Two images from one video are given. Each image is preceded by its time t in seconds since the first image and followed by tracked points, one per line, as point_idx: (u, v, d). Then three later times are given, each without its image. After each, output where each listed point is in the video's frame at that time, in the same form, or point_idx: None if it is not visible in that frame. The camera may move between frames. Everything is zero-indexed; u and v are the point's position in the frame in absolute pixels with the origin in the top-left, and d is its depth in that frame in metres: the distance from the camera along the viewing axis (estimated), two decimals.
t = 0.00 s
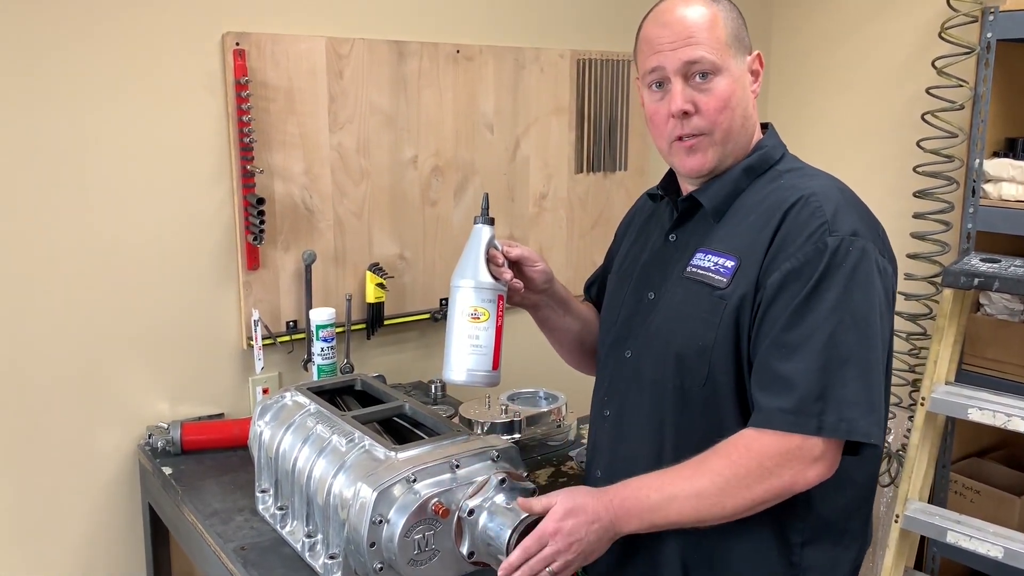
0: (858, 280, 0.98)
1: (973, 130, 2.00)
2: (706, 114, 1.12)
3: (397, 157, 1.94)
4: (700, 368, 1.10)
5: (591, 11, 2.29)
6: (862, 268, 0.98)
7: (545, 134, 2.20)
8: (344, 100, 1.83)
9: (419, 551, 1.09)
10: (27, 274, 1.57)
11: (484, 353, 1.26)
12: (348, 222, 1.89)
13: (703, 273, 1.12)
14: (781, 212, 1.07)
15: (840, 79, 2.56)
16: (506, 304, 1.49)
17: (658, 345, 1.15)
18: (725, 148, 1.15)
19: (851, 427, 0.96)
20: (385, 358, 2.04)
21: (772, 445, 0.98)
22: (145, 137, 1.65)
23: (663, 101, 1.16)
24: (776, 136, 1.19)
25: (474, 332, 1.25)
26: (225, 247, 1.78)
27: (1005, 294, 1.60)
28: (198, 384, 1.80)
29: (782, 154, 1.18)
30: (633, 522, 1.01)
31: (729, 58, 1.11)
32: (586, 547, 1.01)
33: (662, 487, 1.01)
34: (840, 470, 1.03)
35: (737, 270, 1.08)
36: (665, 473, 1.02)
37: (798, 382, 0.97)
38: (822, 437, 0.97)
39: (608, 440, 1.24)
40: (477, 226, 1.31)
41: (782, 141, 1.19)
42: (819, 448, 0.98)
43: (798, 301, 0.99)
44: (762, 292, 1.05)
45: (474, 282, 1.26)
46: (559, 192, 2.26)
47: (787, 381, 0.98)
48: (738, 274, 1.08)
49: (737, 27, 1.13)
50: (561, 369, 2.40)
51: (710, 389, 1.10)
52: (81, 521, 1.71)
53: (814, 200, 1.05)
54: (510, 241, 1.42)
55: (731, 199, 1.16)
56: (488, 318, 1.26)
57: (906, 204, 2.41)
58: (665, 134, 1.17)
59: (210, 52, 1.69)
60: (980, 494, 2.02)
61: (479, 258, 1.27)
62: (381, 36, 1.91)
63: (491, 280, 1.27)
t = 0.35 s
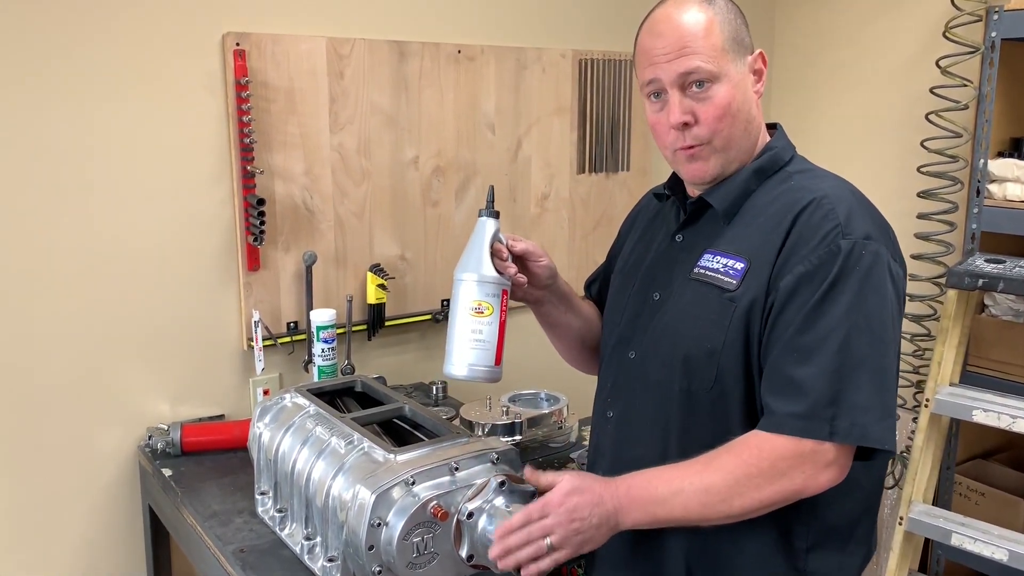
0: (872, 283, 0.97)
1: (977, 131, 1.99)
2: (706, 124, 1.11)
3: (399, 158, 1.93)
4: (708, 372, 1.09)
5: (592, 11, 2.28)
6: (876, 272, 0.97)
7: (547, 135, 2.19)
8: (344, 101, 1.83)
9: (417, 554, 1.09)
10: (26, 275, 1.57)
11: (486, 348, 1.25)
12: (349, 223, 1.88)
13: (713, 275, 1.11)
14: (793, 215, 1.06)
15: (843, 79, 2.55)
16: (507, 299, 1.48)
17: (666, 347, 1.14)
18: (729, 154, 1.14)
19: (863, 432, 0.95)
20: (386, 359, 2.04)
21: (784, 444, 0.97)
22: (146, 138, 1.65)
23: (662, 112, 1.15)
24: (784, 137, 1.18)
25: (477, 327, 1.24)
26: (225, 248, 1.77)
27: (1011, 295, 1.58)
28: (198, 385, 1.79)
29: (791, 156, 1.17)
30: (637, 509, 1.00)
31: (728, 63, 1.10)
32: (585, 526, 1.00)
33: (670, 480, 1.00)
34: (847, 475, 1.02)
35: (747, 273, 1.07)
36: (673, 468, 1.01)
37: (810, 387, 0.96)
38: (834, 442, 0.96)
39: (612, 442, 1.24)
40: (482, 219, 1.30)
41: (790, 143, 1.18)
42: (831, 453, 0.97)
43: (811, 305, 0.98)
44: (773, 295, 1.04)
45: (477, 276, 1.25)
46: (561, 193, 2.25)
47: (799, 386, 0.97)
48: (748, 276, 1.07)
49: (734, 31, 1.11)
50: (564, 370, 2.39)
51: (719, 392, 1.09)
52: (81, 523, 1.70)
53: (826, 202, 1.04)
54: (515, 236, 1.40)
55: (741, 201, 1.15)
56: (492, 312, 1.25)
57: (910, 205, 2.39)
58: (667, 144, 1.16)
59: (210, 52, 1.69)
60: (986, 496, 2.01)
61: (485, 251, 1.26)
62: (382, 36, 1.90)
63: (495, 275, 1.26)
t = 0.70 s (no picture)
0: (863, 289, 0.97)
1: (977, 131, 1.99)
2: (709, 119, 1.11)
3: (398, 159, 1.93)
4: (702, 374, 1.08)
5: (592, 12, 2.28)
6: (868, 277, 0.97)
7: (547, 136, 2.19)
8: (343, 102, 1.83)
9: (415, 556, 1.08)
10: (25, 276, 1.57)
11: (490, 356, 1.25)
12: (347, 224, 1.88)
13: (707, 277, 1.11)
14: (787, 219, 1.06)
15: (843, 80, 2.55)
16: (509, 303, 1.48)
17: (661, 349, 1.14)
18: (730, 152, 1.14)
19: (849, 438, 0.95)
20: (385, 361, 2.03)
21: (768, 450, 0.97)
22: (144, 140, 1.65)
23: (666, 103, 1.15)
24: (785, 138, 1.18)
25: (481, 335, 1.24)
26: (224, 250, 1.77)
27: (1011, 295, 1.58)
28: (197, 386, 1.79)
29: (790, 158, 1.16)
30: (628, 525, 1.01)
31: (735, 59, 1.10)
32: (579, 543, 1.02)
33: (657, 491, 1.01)
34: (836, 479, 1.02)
35: (741, 275, 1.07)
36: (662, 476, 1.02)
37: (798, 391, 0.96)
38: (820, 447, 0.96)
39: (609, 443, 1.23)
40: (480, 225, 1.29)
41: (791, 145, 1.17)
42: (815, 460, 0.97)
43: (801, 308, 0.98)
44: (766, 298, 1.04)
45: (479, 284, 1.25)
46: (561, 193, 2.25)
47: (787, 390, 0.97)
48: (742, 279, 1.07)
49: (743, 27, 1.11)
50: (564, 371, 2.39)
51: (713, 395, 1.09)
52: (80, 525, 1.70)
53: (821, 206, 1.04)
54: (515, 240, 1.40)
55: (738, 204, 1.14)
56: (495, 321, 1.25)
57: (911, 205, 2.39)
58: (669, 137, 1.16)
59: (208, 53, 1.69)
60: (986, 498, 2.00)
61: (486, 258, 1.26)
62: (381, 36, 1.90)
63: (497, 282, 1.26)
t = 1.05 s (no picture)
0: (862, 289, 0.97)
1: (977, 130, 1.98)
2: (707, 117, 1.11)
3: (397, 159, 1.93)
4: (700, 374, 1.08)
5: (591, 12, 2.28)
6: (867, 278, 0.97)
7: (546, 136, 2.19)
8: (342, 102, 1.82)
9: (414, 557, 1.08)
10: (23, 276, 1.56)
11: (486, 357, 1.25)
12: (346, 224, 1.88)
13: (706, 277, 1.11)
14: (787, 218, 1.06)
15: (843, 80, 2.55)
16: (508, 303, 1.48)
17: (660, 348, 1.13)
18: (728, 150, 1.13)
19: (844, 439, 0.95)
20: (385, 361, 2.03)
21: (763, 447, 0.97)
22: (142, 139, 1.64)
23: (664, 103, 1.15)
24: (785, 138, 1.18)
25: (478, 336, 1.24)
26: (223, 250, 1.77)
27: (1010, 295, 1.58)
28: (196, 387, 1.79)
29: (790, 158, 1.16)
30: (620, 514, 1.02)
31: (732, 58, 1.10)
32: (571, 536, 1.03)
33: (653, 486, 1.01)
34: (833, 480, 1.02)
35: (740, 275, 1.07)
36: (657, 471, 1.03)
37: (794, 391, 0.96)
38: (815, 447, 0.96)
39: (609, 443, 1.23)
40: (478, 226, 1.29)
41: (790, 145, 1.17)
42: (813, 457, 0.97)
43: (800, 308, 0.98)
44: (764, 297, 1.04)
45: (476, 285, 1.25)
46: (560, 194, 2.25)
47: (784, 389, 0.97)
48: (742, 279, 1.07)
49: (741, 26, 1.11)
50: (563, 371, 2.39)
51: (710, 394, 1.09)
52: (79, 526, 1.70)
53: (821, 206, 1.04)
54: (513, 241, 1.39)
55: (738, 204, 1.14)
56: (492, 321, 1.25)
57: (910, 205, 2.39)
58: (666, 137, 1.16)
59: (207, 52, 1.68)
60: (986, 497, 2.00)
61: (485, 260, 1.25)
62: (380, 36, 1.90)
63: (494, 283, 1.26)
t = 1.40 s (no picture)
0: (857, 286, 0.97)
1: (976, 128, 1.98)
2: (701, 115, 1.11)
3: (396, 158, 1.93)
4: (698, 371, 1.09)
5: (590, 11, 2.28)
6: (862, 274, 0.97)
7: (545, 135, 2.19)
8: (342, 101, 1.82)
9: (415, 555, 1.08)
10: (23, 275, 1.56)
11: (493, 360, 1.26)
12: (346, 223, 1.88)
13: (703, 275, 1.11)
14: (783, 216, 1.06)
15: (842, 79, 2.55)
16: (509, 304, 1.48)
17: (658, 346, 1.14)
18: (724, 148, 1.13)
19: (839, 435, 0.95)
20: (384, 360, 2.03)
21: (756, 448, 0.98)
22: (142, 138, 1.64)
23: (659, 102, 1.15)
24: (782, 136, 1.18)
25: (484, 339, 1.25)
26: (223, 249, 1.77)
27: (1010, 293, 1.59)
28: (196, 386, 1.79)
29: (787, 155, 1.16)
30: (624, 530, 1.03)
31: (725, 56, 1.10)
32: (578, 558, 1.04)
33: (650, 497, 1.02)
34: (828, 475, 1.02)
35: (737, 273, 1.07)
36: (654, 482, 1.04)
37: (789, 388, 0.96)
38: (809, 444, 0.96)
39: (608, 441, 1.23)
40: (479, 229, 1.29)
41: (787, 141, 1.17)
42: (807, 453, 0.97)
43: (794, 305, 0.98)
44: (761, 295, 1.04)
45: (480, 288, 1.26)
46: (560, 192, 2.25)
47: (778, 387, 0.97)
48: (738, 277, 1.07)
49: (734, 24, 1.11)
50: (563, 370, 2.39)
51: (707, 392, 1.09)
52: (79, 525, 1.70)
53: (816, 203, 1.04)
54: (514, 243, 1.39)
55: (736, 201, 1.14)
56: (498, 323, 1.26)
57: (910, 203, 2.39)
58: (661, 135, 1.16)
59: (207, 52, 1.68)
60: (985, 495, 2.00)
61: (489, 265, 1.26)
62: (380, 35, 1.90)
63: (499, 286, 1.26)
